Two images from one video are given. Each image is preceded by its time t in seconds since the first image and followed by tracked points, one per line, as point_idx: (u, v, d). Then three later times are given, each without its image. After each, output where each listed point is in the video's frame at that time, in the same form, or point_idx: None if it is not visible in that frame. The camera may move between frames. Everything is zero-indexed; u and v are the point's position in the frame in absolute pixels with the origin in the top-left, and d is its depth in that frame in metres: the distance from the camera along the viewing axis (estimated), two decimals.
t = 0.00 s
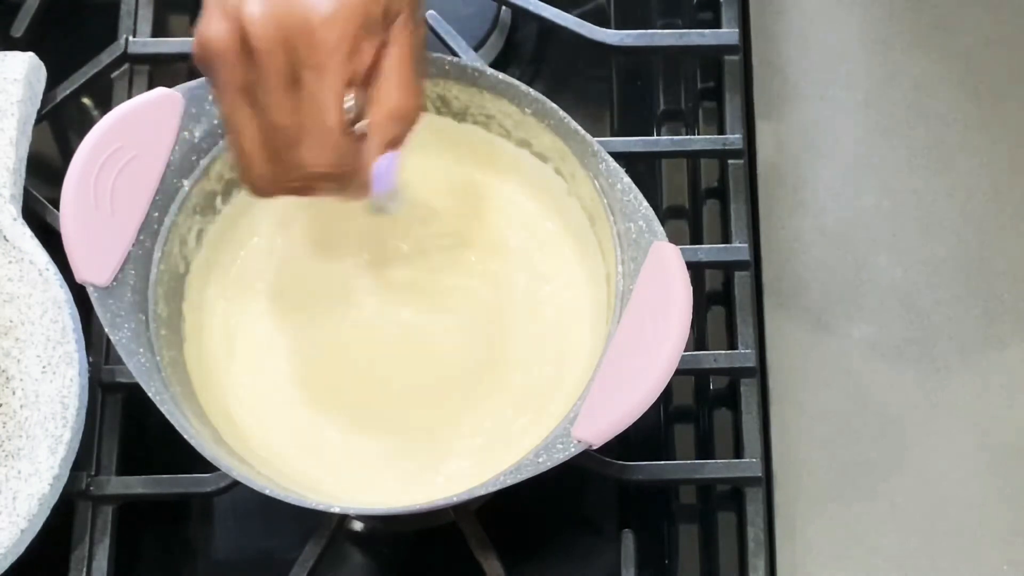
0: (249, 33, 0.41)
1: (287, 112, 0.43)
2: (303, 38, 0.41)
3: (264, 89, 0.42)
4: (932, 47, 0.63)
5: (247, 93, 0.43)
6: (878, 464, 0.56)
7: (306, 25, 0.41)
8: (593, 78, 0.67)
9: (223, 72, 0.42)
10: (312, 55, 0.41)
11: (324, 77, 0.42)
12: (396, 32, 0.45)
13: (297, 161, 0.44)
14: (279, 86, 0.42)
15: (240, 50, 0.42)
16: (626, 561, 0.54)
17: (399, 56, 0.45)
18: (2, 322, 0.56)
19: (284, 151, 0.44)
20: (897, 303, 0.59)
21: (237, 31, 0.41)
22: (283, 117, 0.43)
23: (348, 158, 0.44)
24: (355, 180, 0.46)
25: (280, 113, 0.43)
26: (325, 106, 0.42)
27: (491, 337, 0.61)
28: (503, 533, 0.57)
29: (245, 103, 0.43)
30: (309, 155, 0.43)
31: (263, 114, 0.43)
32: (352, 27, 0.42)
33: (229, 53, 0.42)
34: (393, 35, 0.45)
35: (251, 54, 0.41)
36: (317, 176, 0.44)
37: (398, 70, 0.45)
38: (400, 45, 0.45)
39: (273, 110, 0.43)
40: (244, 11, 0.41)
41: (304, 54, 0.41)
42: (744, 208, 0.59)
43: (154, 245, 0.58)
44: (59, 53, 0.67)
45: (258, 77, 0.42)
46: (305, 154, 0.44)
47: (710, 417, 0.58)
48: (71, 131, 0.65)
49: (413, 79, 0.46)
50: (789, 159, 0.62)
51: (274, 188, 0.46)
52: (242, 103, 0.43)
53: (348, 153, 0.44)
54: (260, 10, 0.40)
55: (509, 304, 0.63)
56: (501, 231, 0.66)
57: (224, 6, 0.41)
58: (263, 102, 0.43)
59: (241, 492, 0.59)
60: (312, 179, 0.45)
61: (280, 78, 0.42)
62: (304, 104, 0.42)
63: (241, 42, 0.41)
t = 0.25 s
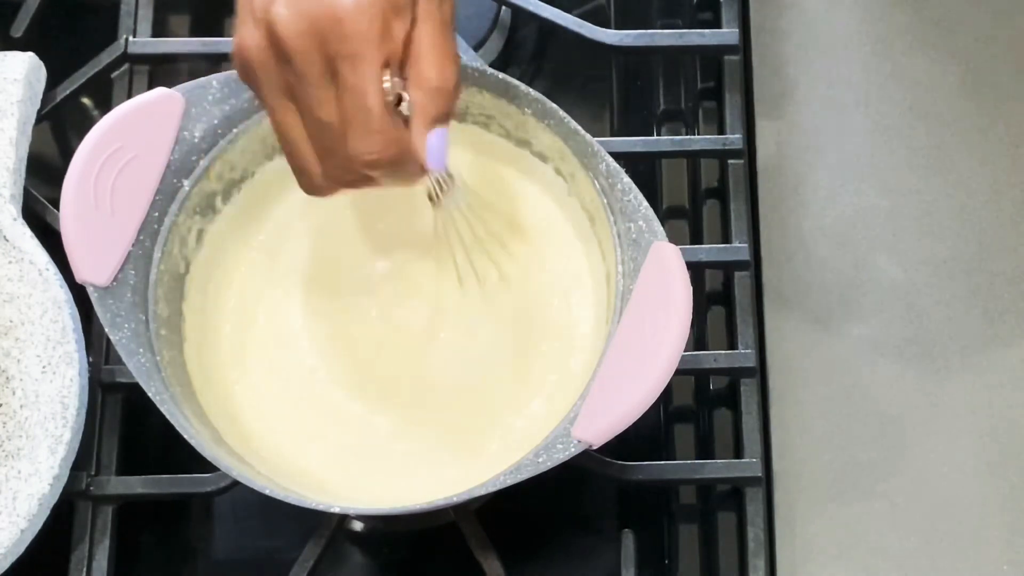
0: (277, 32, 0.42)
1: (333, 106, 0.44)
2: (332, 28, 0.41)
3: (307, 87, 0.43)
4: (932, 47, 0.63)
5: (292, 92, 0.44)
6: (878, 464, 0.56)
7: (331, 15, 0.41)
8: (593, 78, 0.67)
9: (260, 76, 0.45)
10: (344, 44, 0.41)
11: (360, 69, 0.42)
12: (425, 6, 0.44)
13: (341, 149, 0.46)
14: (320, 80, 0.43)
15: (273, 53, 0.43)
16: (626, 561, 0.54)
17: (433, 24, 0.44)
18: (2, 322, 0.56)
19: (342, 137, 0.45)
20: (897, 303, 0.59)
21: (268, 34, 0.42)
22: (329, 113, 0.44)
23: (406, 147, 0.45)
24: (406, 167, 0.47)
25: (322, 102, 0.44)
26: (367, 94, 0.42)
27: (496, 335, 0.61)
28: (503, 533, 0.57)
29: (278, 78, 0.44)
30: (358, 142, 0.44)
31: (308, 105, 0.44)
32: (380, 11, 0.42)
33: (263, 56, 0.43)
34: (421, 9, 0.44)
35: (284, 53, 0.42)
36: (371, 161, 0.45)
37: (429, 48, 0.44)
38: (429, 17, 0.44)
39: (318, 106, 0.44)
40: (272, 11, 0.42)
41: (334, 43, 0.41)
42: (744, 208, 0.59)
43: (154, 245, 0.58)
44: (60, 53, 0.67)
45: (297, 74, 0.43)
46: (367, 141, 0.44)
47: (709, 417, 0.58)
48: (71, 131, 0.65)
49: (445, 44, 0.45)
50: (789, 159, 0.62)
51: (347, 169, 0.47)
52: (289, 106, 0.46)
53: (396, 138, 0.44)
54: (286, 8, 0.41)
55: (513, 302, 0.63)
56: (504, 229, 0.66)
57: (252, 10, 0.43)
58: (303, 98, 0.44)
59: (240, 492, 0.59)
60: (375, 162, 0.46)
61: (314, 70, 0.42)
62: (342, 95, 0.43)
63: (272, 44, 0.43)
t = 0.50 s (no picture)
0: (246, 58, 0.40)
1: (288, 125, 0.40)
2: (297, 49, 0.40)
3: (275, 112, 0.40)
4: (932, 47, 0.63)
5: (253, 124, 0.42)
6: (877, 464, 0.56)
7: (301, 39, 0.40)
8: (593, 78, 0.67)
9: (227, 96, 0.42)
10: (313, 68, 0.40)
11: (325, 89, 0.40)
12: (395, 49, 0.44)
13: (290, 168, 0.41)
14: (281, 103, 0.40)
15: (239, 76, 0.41)
16: (626, 561, 0.54)
17: (399, 67, 0.44)
18: (2, 322, 0.56)
19: (275, 178, 0.42)
20: (897, 303, 0.59)
21: (240, 59, 0.40)
22: (284, 134, 0.40)
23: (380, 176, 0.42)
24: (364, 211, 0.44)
25: (282, 131, 0.40)
26: (331, 124, 0.40)
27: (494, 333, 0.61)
28: (503, 533, 0.57)
29: (246, 126, 0.42)
30: (326, 158, 0.40)
31: (262, 136, 0.41)
32: (350, 43, 0.41)
33: (230, 81, 0.41)
34: (393, 51, 0.44)
35: (248, 79, 0.40)
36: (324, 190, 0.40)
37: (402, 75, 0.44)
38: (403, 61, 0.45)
39: (275, 128, 0.40)
40: (245, 35, 0.40)
41: (299, 67, 0.40)
42: (744, 208, 0.59)
43: (154, 245, 0.58)
44: (59, 54, 0.67)
45: (256, 103, 0.41)
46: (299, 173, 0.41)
47: (710, 416, 0.58)
48: (71, 131, 0.65)
49: (414, 84, 0.45)
50: (790, 159, 0.62)
51: (272, 211, 0.43)
52: (247, 134, 0.42)
53: (361, 162, 0.41)
54: (261, 32, 0.40)
55: (511, 300, 0.63)
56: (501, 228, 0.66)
57: (229, 32, 0.41)
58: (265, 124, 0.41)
59: (240, 492, 0.59)
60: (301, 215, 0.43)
61: (285, 94, 0.40)
62: (296, 120, 0.40)
63: (241, 66, 0.40)
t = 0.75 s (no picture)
0: (211, 26, 0.45)
1: (256, 101, 0.47)
2: (264, 24, 0.45)
3: (240, 82, 0.47)
4: (932, 47, 0.63)
5: (219, 92, 0.47)
6: (878, 464, 0.56)
7: (263, 15, 0.45)
8: (593, 78, 0.67)
9: (190, 69, 0.47)
10: (275, 48, 0.45)
11: (290, 69, 0.46)
12: (362, 11, 0.47)
13: (263, 141, 0.48)
14: (248, 79, 0.46)
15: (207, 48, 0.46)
16: (626, 561, 0.54)
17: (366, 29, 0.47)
18: (2, 322, 0.56)
19: (252, 139, 0.49)
20: (897, 303, 0.59)
21: (200, 26, 0.45)
22: (252, 105, 0.47)
23: (323, 143, 0.48)
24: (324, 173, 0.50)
25: (253, 101, 0.47)
26: (293, 95, 0.46)
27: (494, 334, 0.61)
28: (503, 533, 0.57)
29: (216, 97, 0.48)
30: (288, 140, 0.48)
31: (235, 107, 0.48)
32: (313, 14, 0.45)
33: (191, 48, 0.46)
34: (359, 11, 0.47)
35: (215, 53, 0.46)
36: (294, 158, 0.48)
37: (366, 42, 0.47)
38: (369, 23, 0.47)
39: (245, 103, 0.47)
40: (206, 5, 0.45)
41: (264, 42, 0.45)
42: (744, 208, 0.59)
43: (154, 245, 0.58)
44: (59, 54, 0.67)
45: (225, 72, 0.46)
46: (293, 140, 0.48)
47: (710, 416, 0.58)
48: (71, 131, 0.65)
49: (382, 49, 0.47)
50: (790, 159, 0.62)
51: (252, 168, 0.50)
52: (213, 99, 0.48)
53: (327, 134, 0.48)
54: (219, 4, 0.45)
55: (512, 302, 0.63)
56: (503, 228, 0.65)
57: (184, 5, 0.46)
58: (235, 92, 0.47)
59: (240, 492, 0.59)
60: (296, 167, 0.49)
61: (250, 67, 0.46)
62: (275, 90, 0.46)
63: (205, 38, 0.46)
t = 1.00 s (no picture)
0: (139, 116, 0.45)
1: (166, 195, 0.45)
2: (191, 117, 0.45)
3: (153, 179, 0.45)
4: (932, 47, 0.63)
5: (133, 176, 0.46)
6: (878, 464, 0.56)
7: (194, 110, 0.45)
8: (593, 78, 0.67)
9: (110, 153, 0.46)
10: (198, 146, 0.45)
11: (208, 171, 0.44)
12: (293, 134, 0.48)
13: (164, 235, 0.46)
14: (164, 171, 0.45)
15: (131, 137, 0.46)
16: (626, 561, 0.54)
17: (293, 152, 0.48)
18: (2, 322, 0.56)
19: (147, 245, 0.46)
20: (897, 303, 0.59)
21: (130, 111, 0.45)
22: (162, 203, 0.45)
23: (236, 257, 0.45)
24: (234, 292, 0.47)
25: (163, 200, 0.45)
26: (211, 197, 0.44)
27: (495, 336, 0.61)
28: (503, 533, 0.57)
29: (128, 186, 0.47)
30: (202, 247, 0.44)
31: (144, 199, 0.46)
32: (243, 116, 0.45)
33: (121, 131, 0.46)
34: (290, 135, 0.48)
35: (137, 138, 0.45)
36: (195, 266, 0.45)
37: (292, 164, 0.47)
38: (297, 149, 0.48)
39: (157, 196, 0.45)
40: (137, 93, 0.45)
41: (188, 142, 0.45)
42: (744, 208, 0.59)
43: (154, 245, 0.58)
44: (59, 54, 0.67)
45: (140, 160, 0.45)
46: (173, 245, 0.46)
47: (710, 416, 0.58)
48: (71, 131, 0.65)
49: (302, 183, 0.48)
50: (790, 159, 0.62)
51: (144, 280, 0.47)
52: (128, 188, 0.47)
53: (238, 251, 0.45)
54: (151, 94, 0.45)
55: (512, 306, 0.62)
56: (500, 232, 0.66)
57: (125, 86, 0.46)
58: (146, 189, 0.45)
59: (241, 492, 0.59)
60: (178, 284, 0.47)
61: (165, 161, 0.45)
62: (187, 193, 0.45)
63: (132, 123, 0.45)
